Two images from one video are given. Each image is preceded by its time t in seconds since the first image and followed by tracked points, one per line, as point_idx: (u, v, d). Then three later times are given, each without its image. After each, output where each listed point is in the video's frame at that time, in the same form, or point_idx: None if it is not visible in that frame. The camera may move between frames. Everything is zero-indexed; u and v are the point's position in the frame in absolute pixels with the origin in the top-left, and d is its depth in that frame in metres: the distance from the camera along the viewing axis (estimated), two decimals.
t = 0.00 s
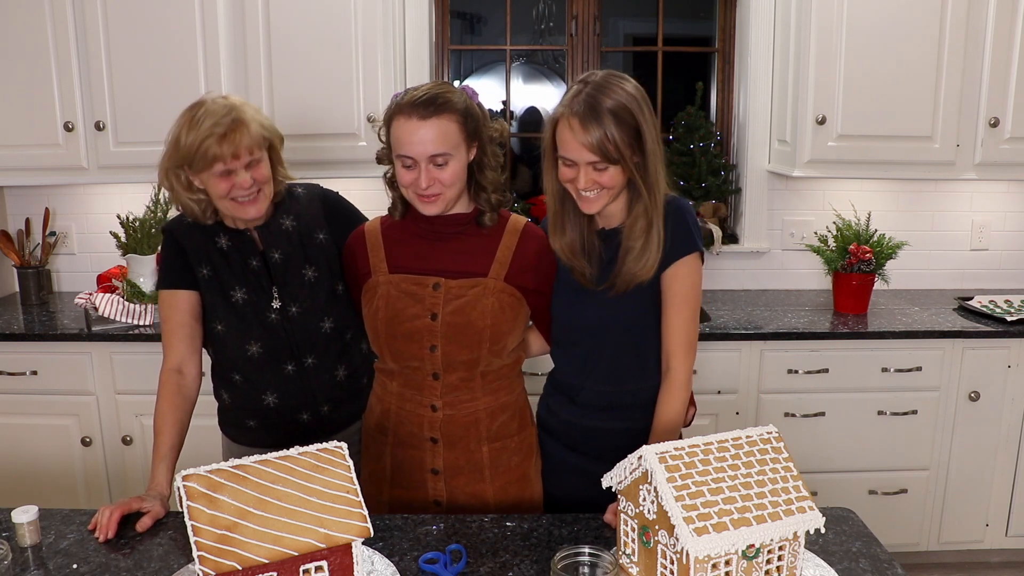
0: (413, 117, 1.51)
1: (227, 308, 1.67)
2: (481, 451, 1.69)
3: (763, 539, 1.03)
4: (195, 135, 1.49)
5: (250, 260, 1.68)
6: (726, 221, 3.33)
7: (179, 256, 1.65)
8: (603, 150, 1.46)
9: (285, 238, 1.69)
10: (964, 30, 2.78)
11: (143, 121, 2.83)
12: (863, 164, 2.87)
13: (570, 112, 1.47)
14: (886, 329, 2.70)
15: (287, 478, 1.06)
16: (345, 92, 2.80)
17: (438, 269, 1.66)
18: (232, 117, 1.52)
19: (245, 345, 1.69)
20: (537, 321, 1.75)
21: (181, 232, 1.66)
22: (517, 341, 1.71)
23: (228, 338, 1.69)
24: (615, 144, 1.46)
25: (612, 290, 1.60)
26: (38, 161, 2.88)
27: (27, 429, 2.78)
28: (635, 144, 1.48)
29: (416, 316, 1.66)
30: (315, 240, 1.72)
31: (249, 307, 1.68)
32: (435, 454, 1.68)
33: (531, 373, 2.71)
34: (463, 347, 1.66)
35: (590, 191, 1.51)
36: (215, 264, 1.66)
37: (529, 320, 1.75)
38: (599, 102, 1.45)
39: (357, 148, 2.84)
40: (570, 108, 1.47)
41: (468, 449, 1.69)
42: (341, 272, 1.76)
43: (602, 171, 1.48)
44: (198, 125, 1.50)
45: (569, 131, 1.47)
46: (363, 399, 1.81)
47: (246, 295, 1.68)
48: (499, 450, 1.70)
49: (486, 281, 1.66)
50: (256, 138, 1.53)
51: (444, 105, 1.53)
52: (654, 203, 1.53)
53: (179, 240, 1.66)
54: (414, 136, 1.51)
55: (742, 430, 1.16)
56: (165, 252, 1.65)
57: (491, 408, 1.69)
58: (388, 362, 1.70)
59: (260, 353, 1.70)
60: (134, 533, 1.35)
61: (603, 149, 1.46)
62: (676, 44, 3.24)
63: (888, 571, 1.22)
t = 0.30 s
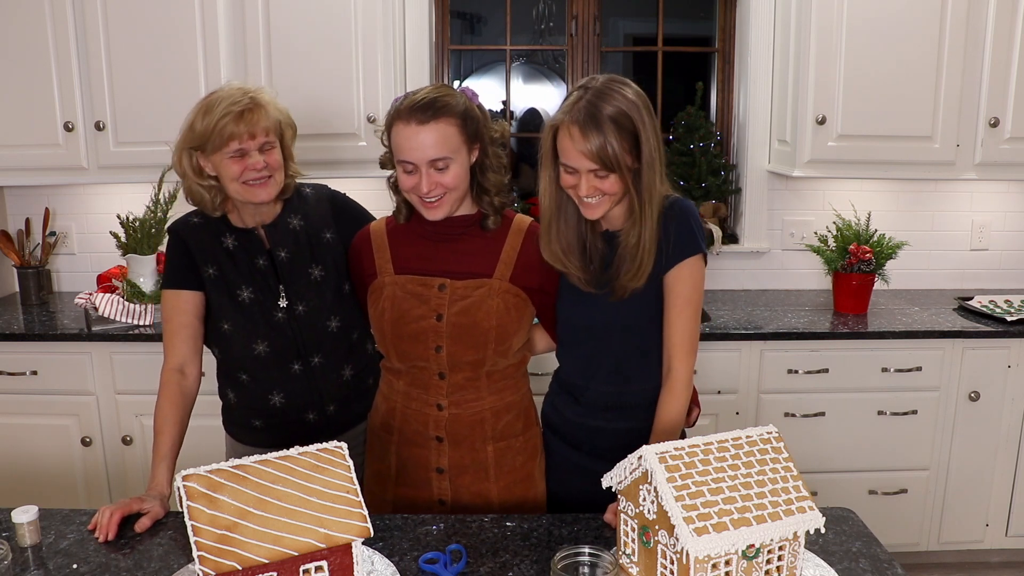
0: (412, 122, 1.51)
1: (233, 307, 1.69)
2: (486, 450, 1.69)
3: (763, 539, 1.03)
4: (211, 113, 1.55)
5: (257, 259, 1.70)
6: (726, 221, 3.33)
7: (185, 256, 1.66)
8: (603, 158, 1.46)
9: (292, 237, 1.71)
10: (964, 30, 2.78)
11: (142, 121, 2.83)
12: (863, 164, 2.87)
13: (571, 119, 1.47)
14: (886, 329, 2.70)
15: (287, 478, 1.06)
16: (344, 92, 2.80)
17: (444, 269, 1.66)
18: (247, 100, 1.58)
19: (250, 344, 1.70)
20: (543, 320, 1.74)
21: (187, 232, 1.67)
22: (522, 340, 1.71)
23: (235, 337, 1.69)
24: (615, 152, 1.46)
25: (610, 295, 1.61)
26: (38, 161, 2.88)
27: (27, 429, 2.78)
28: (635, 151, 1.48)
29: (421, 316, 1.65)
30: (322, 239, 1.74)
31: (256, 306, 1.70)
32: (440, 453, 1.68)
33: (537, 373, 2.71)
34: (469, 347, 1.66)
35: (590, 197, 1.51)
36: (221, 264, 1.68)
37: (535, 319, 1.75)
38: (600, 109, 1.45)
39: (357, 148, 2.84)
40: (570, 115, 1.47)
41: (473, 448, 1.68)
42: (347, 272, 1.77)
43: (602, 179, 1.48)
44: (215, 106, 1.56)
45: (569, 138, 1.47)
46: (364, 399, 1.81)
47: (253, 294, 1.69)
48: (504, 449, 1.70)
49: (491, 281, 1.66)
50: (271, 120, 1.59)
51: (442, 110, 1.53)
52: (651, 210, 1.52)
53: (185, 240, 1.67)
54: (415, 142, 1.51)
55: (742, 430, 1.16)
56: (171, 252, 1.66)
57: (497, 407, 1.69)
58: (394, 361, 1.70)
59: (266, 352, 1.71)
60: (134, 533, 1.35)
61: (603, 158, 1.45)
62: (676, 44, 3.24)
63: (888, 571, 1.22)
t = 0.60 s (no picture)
0: (421, 123, 1.51)
1: (237, 307, 1.69)
2: (490, 450, 1.69)
3: (763, 539, 1.03)
4: (227, 115, 1.55)
5: (261, 259, 1.70)
6: (726, 221, 3.33)
7: (189, 256, 1.66)
8: (611, 156, 1.46)
9: (297, 236, 1.71)
10: (964, 30, 2.79)
11: (142, 121, 2.83)
12: (863, 164, 2.87)
13: (579, 117, 1.47)
14: (886, 329, 2.70)
15: (287, 478, 1.06)
16: (344, 91, 2.80)
17: (449, 268, 1.66)
18: (263, 105, 1.58)
19: (256, 344, 1.70)
20: (547, 321, 1.74)
21: (190, 231, 1.66)
22: (526, 341, 1.71)
23: (240, 336, 1.70)
24: (623, 150, 1.46)
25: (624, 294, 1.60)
26: (38, 161, 2.88)
27: (27, 429, 2.79)
28: (644, 148, 1.48)
29: (426, 315, 1.65)
30: (328, 238, 1.74)
31: (261, 306, 1.70)
32: (444, 452, 1.68)
33: (540, 373, 2.71)
34: (474, 346, 1.66)
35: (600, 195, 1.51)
36: (225, 263, 1.68)
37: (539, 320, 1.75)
38: (608, 107, 1.45)
39: (357, 148, 2.84)
40: (579, 112, 1.48)
41: (476, 447, 1.68)
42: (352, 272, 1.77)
43: (611, 176, 1.49)
44: (232, 107, 1.56)
45: (578, 136, 1.48)
46: (365, 399, 1.81)
47: (257, 294, 1.70)
48: (508, 449, 1.70)
49: (496, 281, 1.66)
50: (284, 128, 1.59)
51: (452, 112, 1.53)
52: (662, 210, 1.51)
53: (188, 240, 1.66)
54: (424, 143, 1.51)
55: (742, 431, 1.16)
56: (174, 253, 1.66)
57: (501, 407, 1.69)
58: (399, 360, 1.70)
59: (271, 352, 1.71)
60: (134, 533, 1.35)
61: (610, 156, 1.46)
62: (676, 44, 3.24)
63: (887, 571, 1.22)
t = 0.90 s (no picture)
0: (427, 121, 1.51)
1: (242, 307, 1.69)
2: (489, 451, 1.69)
3: (763, 539, 1.03)
4: (232, 123, 1.53)
5: (268, 258, 1.70)
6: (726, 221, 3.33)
7: (194, 255, 1.67)
8: (625, 152, 1.47)
9: (304, 236, 1.72)
10: (964, 29, 2.78)
11: (142, 121, 2.84)
12: (863, 164, 2.87)
13: (593, 113, 1.48)
14: (886, 329, 2.70)
15: (288, 478, 1.06)
16: (344, 91, 2.80)
17: (451, 268, 1.66)
18: (269, 111, 1.56)
19: (259, 344, 1.70)
20: (547, 322, 1.74)
21: (195, 230, 1.67)
22: (527, 342, 1.71)
23: (243, 336, 1.70)
24: (637, 147, 1.47)
25: (634, 291, 1.62)
26: (38, 161, 2.88)
27: (28, 429, 2.79)
28: (657, 144, 1.49)
29: (427, 315, 1.65)
30: (335, 238, 1.74)
31: (265, 305, 1.70)
32: (444, 452, 1.68)
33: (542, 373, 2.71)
34: (475, 347, 1.66)
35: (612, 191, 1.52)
36: (229, 263, 1.68)
37: (541, 322, 1.74)
38: (622, 104, 1.46)
39: (357, 148, 2.85)
40: (594, 109, 1.48)
41: (476, 448, 1.68)
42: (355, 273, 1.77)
43: (624, 172, 1.49)
44: (238, 113, 1.54)
45: (592, 132, 1.49)
46: (366, 399, 1.81)
47: (262, 294, 1.70)
48: (507, 449, 1.70)
49: (498, 282, 1.65)
50: (290, 135, 1.58)
51: (459, 111, 1.53)
52: (673, 205, 1.52)
53: (194, 239, 1.67)
54: (430, 141, 1.51)
55: (742, 430, 1.16)
56: (179, 252, 1.67)
57: (501, 408, 1.69)
58: (399, 361, 1.70)
59: (275, 352, 1.71)
60: (134, 532, 1.35)
61: (625, 152, 1.47)
62: (676, 44, 3.24)
63: (887, 571, 1.22)
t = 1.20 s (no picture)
0: (439, 115, 1.52)
1: (243, 307, 1.69)
2: (491, 451, 1.69)
3: (763, 539, 1.03)
4: (240, 126, 1.53)
5: (269, 259, 1.70)
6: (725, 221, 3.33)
7: (196, 254, 1.67)
8: (627, 153, 1.48)
9: (306, 236, 1.71)
10: (964, 29, 2.78)
11: (142, 121, 2.84)
12: (863, 164, 2.87)
13: (595, 114, 1.49)
14: (886, 329, 2.70)
15: (288, 478, 1.06)
16: (344, 91, 2.80)
17: (453, 269, 1.66)
18: (277, 116, 1.56)
19: (260, 345, 1.71)
20: (547, 322, 1.74)
21: (197, 229, 1.67)
22: (527, 342, 1.71)
23: (244, 336, 1.70)
24: (638, 147, 1.48)
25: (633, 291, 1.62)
26: (37, 161, 2.88)
27: (28, 429, 2.79)
28: (658, 144, 1.50)
29: (428, 316, 1.65)
30: (336, 239, 1.74)
31: (266, 306, 1.70)
32: (446, 453, 1.68)
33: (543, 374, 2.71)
34: (476, 347, 1.66)
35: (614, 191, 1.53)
36: (231, 262, 1.68)
37: (541, 321, 1.74)
38: (623, 105, 1.47)
39: (357, 148, 2.85)
40: (595, 110, 1.50)
41: (478, 448, 1.68)
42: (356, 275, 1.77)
43: (626, 172, 1.51)
44: (246, 116, 1.54)
45: (593, 133, 1.50)
46: (367, 399, 1.81)
47: (263, 294, 1.69)
48: (509, 449, 1.70)
49: (499, 282, 1.65)
50: (297, 140, 1.58)
51: (469, 104, 1.54)
52: (674, 204, 1.54)
53: (196, 239, 1.67)
54: (439, 134, 1.52)
55: (742, 431, 1.16)
56: (181, 251, 1.67)
57: (503, 408, 1.69)
58: (400, 361, 1.70)
59: (275, 353, 1.71)
60: (134, 533, 1.35)
61: (627, 152, 1.48)
62: (676, 44, 3.24)
63: (888, 571, 1.22)
